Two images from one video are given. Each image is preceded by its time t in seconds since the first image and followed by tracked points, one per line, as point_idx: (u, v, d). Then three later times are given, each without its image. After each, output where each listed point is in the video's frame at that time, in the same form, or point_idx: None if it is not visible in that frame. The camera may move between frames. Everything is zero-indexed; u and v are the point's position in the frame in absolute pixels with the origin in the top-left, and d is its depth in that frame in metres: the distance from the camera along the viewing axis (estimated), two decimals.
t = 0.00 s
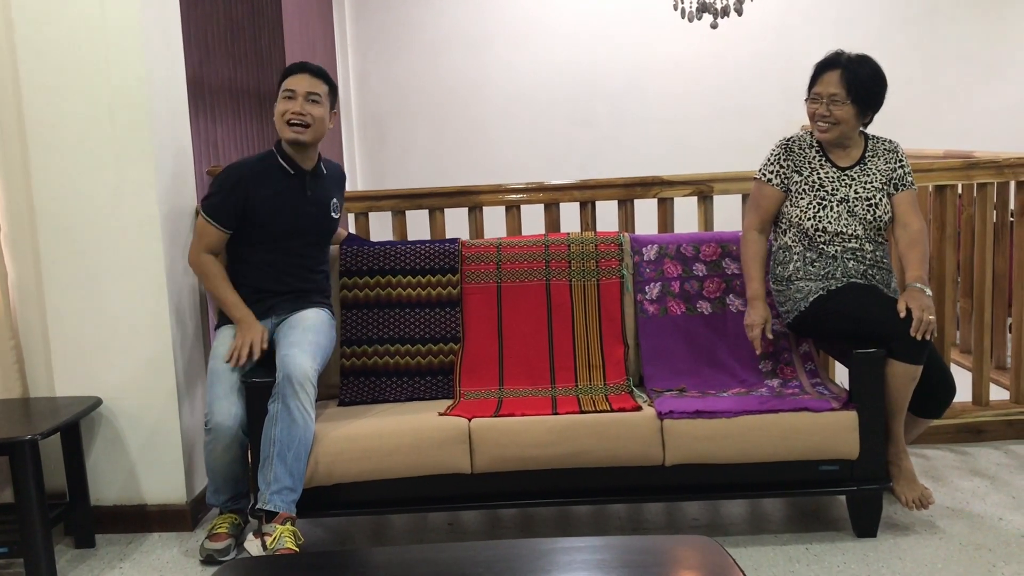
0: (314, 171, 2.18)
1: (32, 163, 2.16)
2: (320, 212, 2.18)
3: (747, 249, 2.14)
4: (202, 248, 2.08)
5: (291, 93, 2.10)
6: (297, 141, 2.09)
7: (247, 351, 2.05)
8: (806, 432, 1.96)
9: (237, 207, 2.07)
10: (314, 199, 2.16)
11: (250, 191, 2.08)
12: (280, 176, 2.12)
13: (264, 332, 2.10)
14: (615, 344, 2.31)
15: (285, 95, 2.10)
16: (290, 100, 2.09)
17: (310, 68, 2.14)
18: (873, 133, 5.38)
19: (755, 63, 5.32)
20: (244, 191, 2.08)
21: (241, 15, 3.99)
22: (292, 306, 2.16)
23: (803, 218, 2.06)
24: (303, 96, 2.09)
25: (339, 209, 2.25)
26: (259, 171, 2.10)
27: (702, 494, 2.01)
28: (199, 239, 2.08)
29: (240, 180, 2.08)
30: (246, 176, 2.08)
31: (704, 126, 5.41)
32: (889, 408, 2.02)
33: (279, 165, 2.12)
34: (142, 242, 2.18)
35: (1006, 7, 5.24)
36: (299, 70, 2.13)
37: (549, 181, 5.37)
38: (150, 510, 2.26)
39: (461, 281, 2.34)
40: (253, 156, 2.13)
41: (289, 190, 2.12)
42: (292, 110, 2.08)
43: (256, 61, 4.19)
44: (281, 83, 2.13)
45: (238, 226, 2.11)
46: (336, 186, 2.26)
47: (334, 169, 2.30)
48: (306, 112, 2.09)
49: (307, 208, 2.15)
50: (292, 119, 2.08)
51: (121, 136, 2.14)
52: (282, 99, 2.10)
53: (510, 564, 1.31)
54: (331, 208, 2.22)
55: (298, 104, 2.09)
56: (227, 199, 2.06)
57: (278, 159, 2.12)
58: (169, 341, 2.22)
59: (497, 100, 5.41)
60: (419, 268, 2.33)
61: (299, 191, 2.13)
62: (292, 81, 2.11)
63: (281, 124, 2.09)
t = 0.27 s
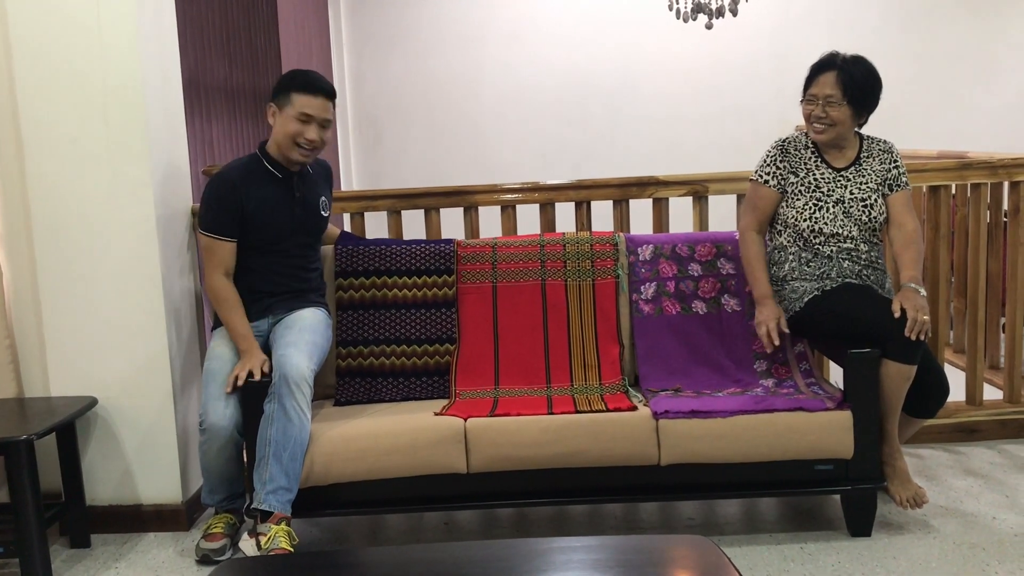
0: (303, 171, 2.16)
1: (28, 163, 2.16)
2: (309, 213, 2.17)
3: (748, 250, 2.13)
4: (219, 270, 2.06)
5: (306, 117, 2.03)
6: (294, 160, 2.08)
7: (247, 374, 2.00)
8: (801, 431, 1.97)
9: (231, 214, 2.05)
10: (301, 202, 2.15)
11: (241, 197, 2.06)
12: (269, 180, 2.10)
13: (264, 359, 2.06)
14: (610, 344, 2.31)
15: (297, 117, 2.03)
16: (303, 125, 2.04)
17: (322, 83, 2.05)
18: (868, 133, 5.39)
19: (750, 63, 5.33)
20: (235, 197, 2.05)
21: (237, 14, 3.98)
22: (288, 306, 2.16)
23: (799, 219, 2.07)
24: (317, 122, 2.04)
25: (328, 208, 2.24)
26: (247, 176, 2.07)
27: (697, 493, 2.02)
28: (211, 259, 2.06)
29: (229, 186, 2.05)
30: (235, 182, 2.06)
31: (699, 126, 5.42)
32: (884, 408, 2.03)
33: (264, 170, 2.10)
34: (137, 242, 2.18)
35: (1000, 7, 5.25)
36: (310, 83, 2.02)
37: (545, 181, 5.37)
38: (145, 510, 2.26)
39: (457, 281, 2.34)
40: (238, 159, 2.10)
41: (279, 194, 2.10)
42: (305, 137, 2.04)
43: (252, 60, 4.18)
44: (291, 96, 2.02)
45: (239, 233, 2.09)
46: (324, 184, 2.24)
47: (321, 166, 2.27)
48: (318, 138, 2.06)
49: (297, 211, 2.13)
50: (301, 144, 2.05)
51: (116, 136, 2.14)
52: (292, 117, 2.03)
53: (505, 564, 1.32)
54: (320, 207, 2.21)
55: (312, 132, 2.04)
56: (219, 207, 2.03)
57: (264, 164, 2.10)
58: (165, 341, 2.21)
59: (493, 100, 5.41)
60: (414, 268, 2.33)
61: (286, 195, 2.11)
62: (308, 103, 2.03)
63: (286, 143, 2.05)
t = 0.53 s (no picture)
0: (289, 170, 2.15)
1: (21, 164, 2.15)
2: (297, 211, 2.17)
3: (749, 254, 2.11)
4: (206, 272, 2.03)
5: (328, 138, 2.09)
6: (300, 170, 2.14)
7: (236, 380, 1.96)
8: (796, 433, 1.97)
9: (221, 219, 2.04)
10: (289, 201, 2.14)
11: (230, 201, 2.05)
12: (256, 181, 2.09)
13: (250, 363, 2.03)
14: (605, 346, 2.31)
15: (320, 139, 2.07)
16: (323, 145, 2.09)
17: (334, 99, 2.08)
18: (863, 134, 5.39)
19: (745, 64, 5.33)
20: (223, 201, 2.04)
21: (231, 14, 3.97)
22: (282, 308, 2.15)
23: (795, 221, 2.07)
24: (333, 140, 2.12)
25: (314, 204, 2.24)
26: (233, 179, 2.07)
27: (692, 495, 2.02)
28: (199, 261, 2.03)
29: (216, 190, 2.04)
30: (222, 186, 2.05)
31: (695, 127, 5.42)
32: (879, 410, 2.03)
33: (251, 171, 2.08)
34: (132, 243, 2.17)
35: (995, 9, 5.27)
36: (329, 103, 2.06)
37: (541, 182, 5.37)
38: (139, 512, 2.25)
39: (452, 283, 2.34)
40: (222, 162, 2.09)
41: (266, 195, 2.09)
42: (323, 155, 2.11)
43: (247, 60, 4.17)
44: (319, 122, 2.05)
45: (229, 236, 2.08)
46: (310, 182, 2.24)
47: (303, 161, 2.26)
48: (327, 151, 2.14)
49: (285, 210, 2.13)
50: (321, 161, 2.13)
51: (111, 137, 2.13)
52: (318, 141, 2.07)
53: (501, 566, 1.31)
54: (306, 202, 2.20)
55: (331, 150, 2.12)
56: (208, 212, 2.02)
57: (251, 164, 2.08)
58: (159, 343, 2.21)
59: (489, 101, 5.40)
60: (409, 270, 2.33)
61: (274, 195, 2.11)
62: (331, 125, 2.08)
63: (307, 162, 2.10)
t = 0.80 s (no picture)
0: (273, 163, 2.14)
1: (18, 166, 2.15)
2: (287, 201, 2.16)
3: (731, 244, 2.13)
4: (199, 272, 2.02)
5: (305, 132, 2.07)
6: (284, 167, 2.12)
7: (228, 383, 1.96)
8: (792, 434, 1.97)
9: (209, 218, 2.04)
10: (276, 195, 2.13)
11: (216, 201, 2.04)
12: (241, 179, 2.08)
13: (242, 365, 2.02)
14: (602, 347, 2.31)
15: (297, 134, 2.05)
16: (302, 139, 2.07)
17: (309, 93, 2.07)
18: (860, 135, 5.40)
19: (743, 65, 5.34)
20: (209, 201, 2.04)
21: (228, 15, 3.97)
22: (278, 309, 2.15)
23: (790, 218, 2.07)
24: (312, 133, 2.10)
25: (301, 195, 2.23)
26: (217, 178, 2.06)
27: (688, 496, 2.02)
28: (192, 260, 2.03)
29: (202, 191, 2.04)
30: (207, 186, 2.04)
31: (693, 128, 5.43)
32: (875, 411, 2.04)
33: (235, 170, 2.08)
34: (128, 245, 2.17)
35: (991, 10, 5.28)
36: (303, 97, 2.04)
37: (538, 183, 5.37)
38: (136, 513, 2.25)
39: (449, 284, 2.34)
40: (206, 164, 2.09)
41: (253, 190, 2.09)
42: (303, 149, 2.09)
43: (245, 61, 4.17)
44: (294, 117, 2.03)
45: (221, 235, 2.07)
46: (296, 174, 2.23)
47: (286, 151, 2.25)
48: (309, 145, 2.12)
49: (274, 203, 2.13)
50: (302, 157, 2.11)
51: (107, 138, 2.13)
52: (294, 136, 2.05)
53: (497, 568, 1.31)
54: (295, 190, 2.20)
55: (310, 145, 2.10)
56: (197, 215, 2.02)
57: (234, 164, 2.08)
58: (156, 344, 2.21)
59: (486, 101, 5.41)
60: (406, 271, 2.33)
61: (261, 191, 2.10)
62: (307, 119, 2.06)
63: (287, 159, 2.08)
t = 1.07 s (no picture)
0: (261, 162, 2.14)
1: (17, 166, 2.14)
2: (278, 200, 2.15)
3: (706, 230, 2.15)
4: (185, 269, 2.03)
5: (282, 118, 2.09)
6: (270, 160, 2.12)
7: (221, 376, 1.99)
8: (792, 435, 1.97)
9: (194, 214, 2.04)
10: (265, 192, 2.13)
11: (201, 196, 2.05)
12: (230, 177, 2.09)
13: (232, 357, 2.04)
14: (602, 347, 2.31)
15: (272, 120, 2.07)
16: (279, 124, 2.08)
17: (281, 81, 2.10)
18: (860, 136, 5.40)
19: (742, 65, 5.34)
20: (193, 197, 2.04)
21: (227, 15, 3.96)
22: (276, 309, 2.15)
23: (788, 216, 2.07)
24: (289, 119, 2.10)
25: (296, 195, 2.22)
26: (204, 176, 2.07)
27: (688, 497, 2.02)
28: (178, 258, 2.03)
29: (186, 187, 2.04)
30: (192, 182, 2.05)
31: (693, 129, 5.43)
32: (875, 411, 2.04)
33: (222, 168, 2.09)
34: (127, 245, 2.17)
35: (991, 11, 5.28)
36: (274, 84, 2.07)
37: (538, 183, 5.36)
38: (135, 514, 2.25)
39: (448, 284, 2.34)
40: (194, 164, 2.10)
41: (240, 187, 2.09)
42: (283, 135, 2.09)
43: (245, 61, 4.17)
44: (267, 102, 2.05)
45: (206, 231, 2.08)
46: (288, 173, 2.23)
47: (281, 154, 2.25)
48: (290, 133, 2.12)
49: (262, 201, 2.12)
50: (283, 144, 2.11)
51: (107, 138, 2.13)
52: (270, 121, 2.06)
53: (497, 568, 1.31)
54: (287, 192, 2.18)
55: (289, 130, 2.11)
56: (180, 209, 2.03)
57: (220, 161, 2.09)
58: (155, 344, 2.20)
59: (486, 102, 5.40)
60: (405, 271, 2.33)
61: (248, 187, 2.10)
62: (281, 105, 2.08)
63: (268, 146, 2.08)
